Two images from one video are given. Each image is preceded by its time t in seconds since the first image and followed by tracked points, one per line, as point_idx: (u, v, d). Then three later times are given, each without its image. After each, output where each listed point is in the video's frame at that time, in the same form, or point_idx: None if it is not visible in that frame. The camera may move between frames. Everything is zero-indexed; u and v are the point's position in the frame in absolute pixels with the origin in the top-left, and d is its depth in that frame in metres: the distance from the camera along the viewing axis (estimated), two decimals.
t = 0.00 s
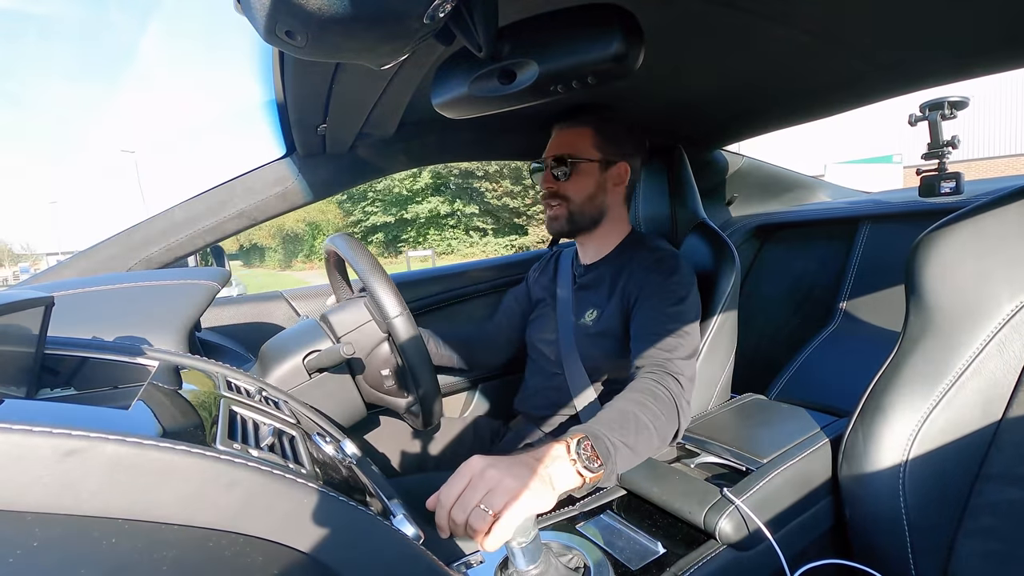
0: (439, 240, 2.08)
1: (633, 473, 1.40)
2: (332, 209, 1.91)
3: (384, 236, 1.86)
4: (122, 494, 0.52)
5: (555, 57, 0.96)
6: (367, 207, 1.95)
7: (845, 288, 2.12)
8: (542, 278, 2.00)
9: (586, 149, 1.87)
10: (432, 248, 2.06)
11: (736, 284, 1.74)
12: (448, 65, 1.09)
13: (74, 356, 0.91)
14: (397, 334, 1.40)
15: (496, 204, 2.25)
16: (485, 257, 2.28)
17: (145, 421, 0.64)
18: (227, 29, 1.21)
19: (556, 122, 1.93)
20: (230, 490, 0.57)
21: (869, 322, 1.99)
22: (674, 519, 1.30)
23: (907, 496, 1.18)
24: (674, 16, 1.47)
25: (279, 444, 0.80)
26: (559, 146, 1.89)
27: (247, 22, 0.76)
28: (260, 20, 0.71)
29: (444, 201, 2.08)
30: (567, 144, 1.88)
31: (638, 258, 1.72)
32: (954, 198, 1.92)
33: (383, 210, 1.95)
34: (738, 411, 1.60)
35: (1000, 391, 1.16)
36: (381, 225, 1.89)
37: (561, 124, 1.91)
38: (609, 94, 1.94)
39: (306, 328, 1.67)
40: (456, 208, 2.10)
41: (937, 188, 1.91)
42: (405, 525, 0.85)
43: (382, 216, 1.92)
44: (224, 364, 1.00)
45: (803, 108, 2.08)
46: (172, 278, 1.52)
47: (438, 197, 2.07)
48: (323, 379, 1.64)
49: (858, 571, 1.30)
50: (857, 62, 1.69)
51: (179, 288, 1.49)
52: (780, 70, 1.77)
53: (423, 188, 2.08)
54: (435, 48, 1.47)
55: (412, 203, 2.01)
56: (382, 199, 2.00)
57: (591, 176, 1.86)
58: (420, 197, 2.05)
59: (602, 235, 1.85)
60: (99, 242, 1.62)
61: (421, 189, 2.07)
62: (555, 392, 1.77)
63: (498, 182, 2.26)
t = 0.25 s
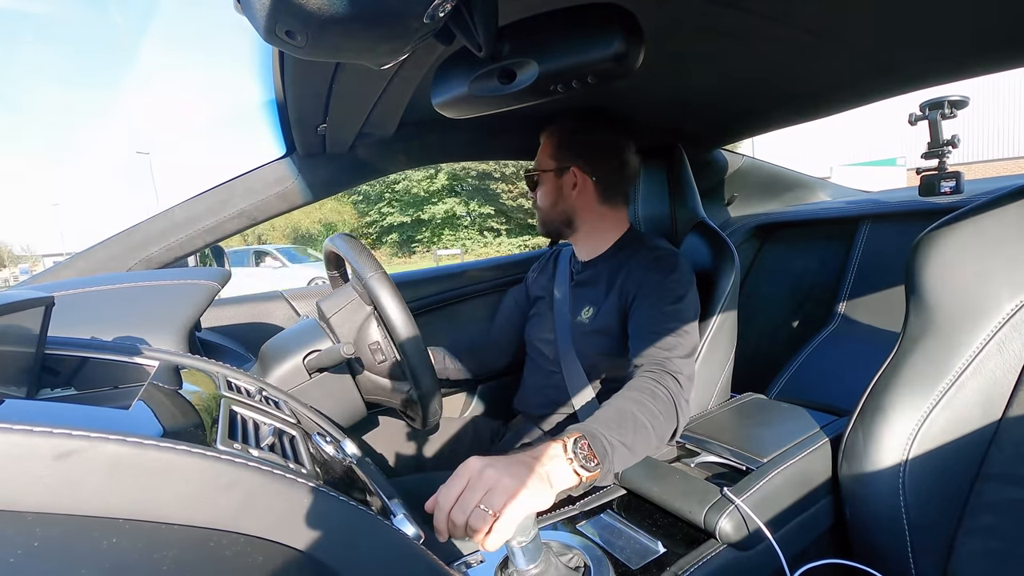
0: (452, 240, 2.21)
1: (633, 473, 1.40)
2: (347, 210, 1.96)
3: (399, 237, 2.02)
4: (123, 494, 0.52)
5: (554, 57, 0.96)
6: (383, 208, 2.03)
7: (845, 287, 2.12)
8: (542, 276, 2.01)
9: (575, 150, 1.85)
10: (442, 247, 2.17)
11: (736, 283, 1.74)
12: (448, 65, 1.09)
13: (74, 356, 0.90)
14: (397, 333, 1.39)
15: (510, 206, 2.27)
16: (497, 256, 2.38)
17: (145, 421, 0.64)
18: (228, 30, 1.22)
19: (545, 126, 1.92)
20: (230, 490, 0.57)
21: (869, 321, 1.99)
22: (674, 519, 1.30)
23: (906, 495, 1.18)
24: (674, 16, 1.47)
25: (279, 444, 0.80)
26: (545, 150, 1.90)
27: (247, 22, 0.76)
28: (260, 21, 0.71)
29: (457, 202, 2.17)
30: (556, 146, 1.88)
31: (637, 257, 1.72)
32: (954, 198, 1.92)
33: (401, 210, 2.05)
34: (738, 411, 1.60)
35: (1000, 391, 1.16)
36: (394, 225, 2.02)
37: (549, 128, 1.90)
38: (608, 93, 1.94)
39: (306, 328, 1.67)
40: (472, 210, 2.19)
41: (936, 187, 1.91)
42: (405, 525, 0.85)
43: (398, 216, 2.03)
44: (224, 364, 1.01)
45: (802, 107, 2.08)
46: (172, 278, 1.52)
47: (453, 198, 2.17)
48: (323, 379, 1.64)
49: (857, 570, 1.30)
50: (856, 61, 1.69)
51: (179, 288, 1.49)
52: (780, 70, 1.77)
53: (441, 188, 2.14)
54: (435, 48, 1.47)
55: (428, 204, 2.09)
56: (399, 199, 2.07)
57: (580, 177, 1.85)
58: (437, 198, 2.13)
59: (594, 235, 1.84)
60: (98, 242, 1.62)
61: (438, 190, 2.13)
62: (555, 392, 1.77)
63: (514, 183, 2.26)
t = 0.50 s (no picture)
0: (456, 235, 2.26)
1: (633, 473, 1.40)
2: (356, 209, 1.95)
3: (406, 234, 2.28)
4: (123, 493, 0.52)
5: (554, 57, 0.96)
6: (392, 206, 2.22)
7: (845, 287, 2.12)
8: (542, 275, 2.01)
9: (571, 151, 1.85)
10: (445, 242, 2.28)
11: (736, 282, 1.74)
12: (448, 65, 1.09)
13: (74, 356, 0.90)
14: (395, 332, 1.39)
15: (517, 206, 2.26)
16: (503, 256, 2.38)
17: (145, 421, 0.64)
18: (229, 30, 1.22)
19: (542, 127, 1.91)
20: (231, 490, 0.57)
21: (869, 321, 1.99)
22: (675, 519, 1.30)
23: (906, 494, 1.18)
24: (674, 16, 1.47)
25: (279, 444, 0.80)
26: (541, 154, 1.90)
27: (247, 22, 0.76)
28: (260, 21, 0.71)
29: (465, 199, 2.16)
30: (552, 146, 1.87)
31: (637, 258, 1.72)
32: (953, 197, 1.93)
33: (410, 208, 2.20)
34: (738, 411, 1.60)
35: (1001, 390, 1.15)
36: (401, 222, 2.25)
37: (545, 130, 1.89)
38: (608, 93, 1.95)
39: (306, 329, 1.67)
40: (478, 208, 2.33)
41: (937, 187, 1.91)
42: (406, 525, 0.84)
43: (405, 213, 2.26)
44: (224, 364, 1.01)
45: (802, 107, 2.08)
46: (172, 278, 1.52)
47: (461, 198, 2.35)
48: (323, 379, 1.64)
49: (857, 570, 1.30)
50: (857, 61, 1.69)
51: (179, 288, 1.49)
52: (780, 70, 1.77)
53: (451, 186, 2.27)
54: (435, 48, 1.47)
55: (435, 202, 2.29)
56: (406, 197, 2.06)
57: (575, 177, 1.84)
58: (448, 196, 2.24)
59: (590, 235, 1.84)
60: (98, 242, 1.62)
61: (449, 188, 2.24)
62: (555, 392, 1.77)
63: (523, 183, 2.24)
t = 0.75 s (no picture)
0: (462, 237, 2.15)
1: (633, 473, 1.40)
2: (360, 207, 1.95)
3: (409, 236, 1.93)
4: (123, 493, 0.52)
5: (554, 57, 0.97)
6: (395, 206, 1.96)
7: (845, 287, 2.12)
8: (544, 273, 2.01)
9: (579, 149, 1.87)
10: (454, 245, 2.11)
11: (737, 282, 1.74)
12: (447, 64, 1.08)
13: (74, 356, 0.90)
14: (392, 326, 1.36)
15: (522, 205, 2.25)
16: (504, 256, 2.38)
17: (146, 421, 0.64)
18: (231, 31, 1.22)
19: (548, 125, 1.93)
20: (232, 489, 0.57)
21: (869, 321, 1.99)
22: (675, 519, 1.30)
23: (906, 494, 1.18)
24: (673, 16, 1.47)
25: (279, 444, 0.80)
26: (563, 146, 1.88)
27: (247, 22, 0.76)
28: (260, 21, 0.71)
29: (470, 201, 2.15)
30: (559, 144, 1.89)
31: (637, 258, 1.72)
32: (953, 197, 1.93)
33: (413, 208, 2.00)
34: (738, 411, 1.60)
35: (1001, 389, 1.16)
36: (406, 221, 1.96)
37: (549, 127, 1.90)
38: (608, 93, 1.95)
39: (306, 329, 1.67)
40: (483, 208, 2.18)
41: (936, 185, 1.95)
42: (406, 525, 0.84)
43: (410, 213, 1.98)
44: (224, 364, 1.00)
45: (802, 107, 2.08)
46: (172, 278, 1.52)
47: (464, 197, 2.16)
48: (323, 379, 1.64)
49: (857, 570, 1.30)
50: (857, 61, 1.69)
51: (179, 287, 1.49)
52: (780, 70, 1.78)
53: (452, 187, 2.15)
54: (435, 48, 1.47)
55: (441, 202, 2.08)
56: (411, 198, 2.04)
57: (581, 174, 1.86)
58: (449, 196, 2.13)
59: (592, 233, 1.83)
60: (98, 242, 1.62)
61: (451, 189, 2.15)
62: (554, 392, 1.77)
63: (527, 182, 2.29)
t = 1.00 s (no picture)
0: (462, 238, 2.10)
1: (633, 473, 1.40)
2: (357, 209, 1.95)
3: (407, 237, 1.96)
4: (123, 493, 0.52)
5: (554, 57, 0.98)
6: (394, 206, 1.99)
7: (845, 287, 2.12)
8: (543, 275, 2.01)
9: (605, 146, 1.83)
10: (455, 247, 2.08)
11: (737, 281, 1.74)
12: (447, 65, 1.07)
13: (74, 357, 0.90)
14: (370, 293, 1.36)
15: (521, 205, 2.23)
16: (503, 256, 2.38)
17: (146, 421, 0.64)
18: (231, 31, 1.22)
19: (561, 117, 1.87)
20: (231, 489, 0.57)
21: (868, 321, 1.99)
22: (675, 519, 1.30)
23: (907, 493, 1.17)
24: (673, 16, 1.47)
25: (279, 445, 0.80)
26: (589, 144, 1.83)
27: (247, 22, 0.76)
28: (260, 21, 0.70)
29: (471, 202, 2.13)
30: (584, 138, 1.84)
31: (637, 257, 1.72)
32: (952, 197, 1.94)
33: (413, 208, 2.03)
34: (738, 411, 1.60)
35: (1000, 389, 1.16)
36: (406, 222, 1.99)
37: (568, 118, 1.83)
38: (607, 93, 1.95)
39: (306, 329, 1.67)
40: (483, 208, 2.13)
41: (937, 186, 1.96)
42: (406, 525, 0.84)
43: (410, 213, 2.00)
44: (224, 364, 1.01)
45: (801, 107, 2.08)
46: (171, 279, 1.52)
47: (465, 198, 2.13)
48: (323, 379, 1.64)
49: (857, 570, 1.30)
50: (857, 61, 1.69)
51: (179, 288, 1.49)
52: (780, 70, 1.78)
53: (452, 187, 2.14)
54: (435, 48, 1.47)
55: (441, 202, 2.08)
56: (412, 198, 2.04)
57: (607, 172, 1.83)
58: (450, 197, 2.12)
59: (614, 233, 1.82)
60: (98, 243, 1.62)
61: (451, 189, 2.13)
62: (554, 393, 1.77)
63: (527, 184, 2.29)
